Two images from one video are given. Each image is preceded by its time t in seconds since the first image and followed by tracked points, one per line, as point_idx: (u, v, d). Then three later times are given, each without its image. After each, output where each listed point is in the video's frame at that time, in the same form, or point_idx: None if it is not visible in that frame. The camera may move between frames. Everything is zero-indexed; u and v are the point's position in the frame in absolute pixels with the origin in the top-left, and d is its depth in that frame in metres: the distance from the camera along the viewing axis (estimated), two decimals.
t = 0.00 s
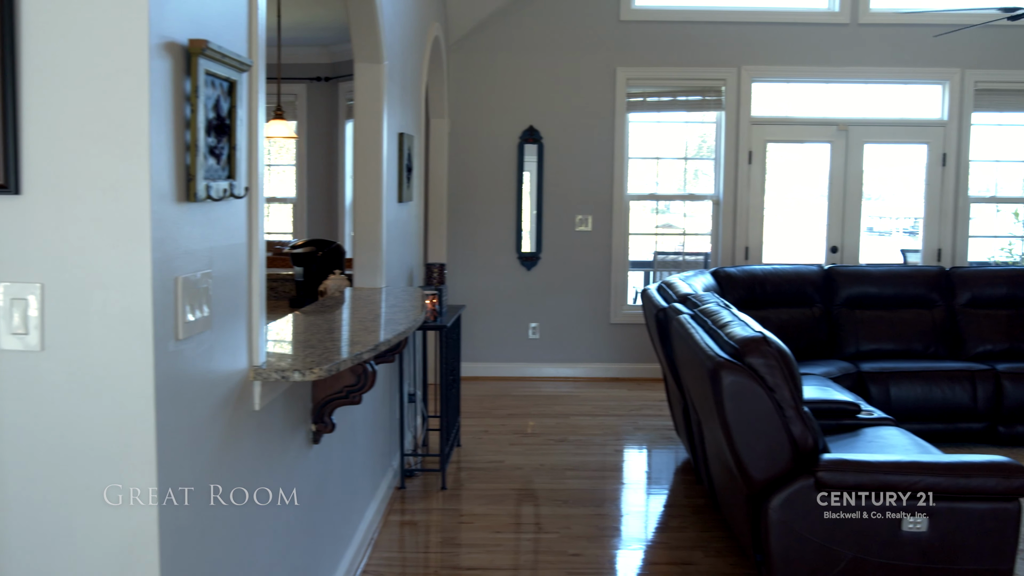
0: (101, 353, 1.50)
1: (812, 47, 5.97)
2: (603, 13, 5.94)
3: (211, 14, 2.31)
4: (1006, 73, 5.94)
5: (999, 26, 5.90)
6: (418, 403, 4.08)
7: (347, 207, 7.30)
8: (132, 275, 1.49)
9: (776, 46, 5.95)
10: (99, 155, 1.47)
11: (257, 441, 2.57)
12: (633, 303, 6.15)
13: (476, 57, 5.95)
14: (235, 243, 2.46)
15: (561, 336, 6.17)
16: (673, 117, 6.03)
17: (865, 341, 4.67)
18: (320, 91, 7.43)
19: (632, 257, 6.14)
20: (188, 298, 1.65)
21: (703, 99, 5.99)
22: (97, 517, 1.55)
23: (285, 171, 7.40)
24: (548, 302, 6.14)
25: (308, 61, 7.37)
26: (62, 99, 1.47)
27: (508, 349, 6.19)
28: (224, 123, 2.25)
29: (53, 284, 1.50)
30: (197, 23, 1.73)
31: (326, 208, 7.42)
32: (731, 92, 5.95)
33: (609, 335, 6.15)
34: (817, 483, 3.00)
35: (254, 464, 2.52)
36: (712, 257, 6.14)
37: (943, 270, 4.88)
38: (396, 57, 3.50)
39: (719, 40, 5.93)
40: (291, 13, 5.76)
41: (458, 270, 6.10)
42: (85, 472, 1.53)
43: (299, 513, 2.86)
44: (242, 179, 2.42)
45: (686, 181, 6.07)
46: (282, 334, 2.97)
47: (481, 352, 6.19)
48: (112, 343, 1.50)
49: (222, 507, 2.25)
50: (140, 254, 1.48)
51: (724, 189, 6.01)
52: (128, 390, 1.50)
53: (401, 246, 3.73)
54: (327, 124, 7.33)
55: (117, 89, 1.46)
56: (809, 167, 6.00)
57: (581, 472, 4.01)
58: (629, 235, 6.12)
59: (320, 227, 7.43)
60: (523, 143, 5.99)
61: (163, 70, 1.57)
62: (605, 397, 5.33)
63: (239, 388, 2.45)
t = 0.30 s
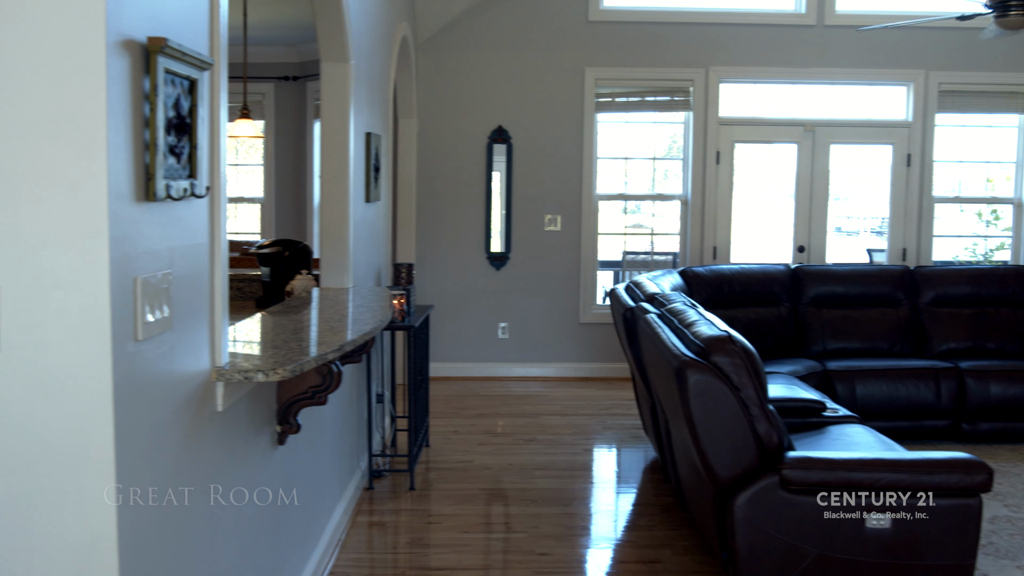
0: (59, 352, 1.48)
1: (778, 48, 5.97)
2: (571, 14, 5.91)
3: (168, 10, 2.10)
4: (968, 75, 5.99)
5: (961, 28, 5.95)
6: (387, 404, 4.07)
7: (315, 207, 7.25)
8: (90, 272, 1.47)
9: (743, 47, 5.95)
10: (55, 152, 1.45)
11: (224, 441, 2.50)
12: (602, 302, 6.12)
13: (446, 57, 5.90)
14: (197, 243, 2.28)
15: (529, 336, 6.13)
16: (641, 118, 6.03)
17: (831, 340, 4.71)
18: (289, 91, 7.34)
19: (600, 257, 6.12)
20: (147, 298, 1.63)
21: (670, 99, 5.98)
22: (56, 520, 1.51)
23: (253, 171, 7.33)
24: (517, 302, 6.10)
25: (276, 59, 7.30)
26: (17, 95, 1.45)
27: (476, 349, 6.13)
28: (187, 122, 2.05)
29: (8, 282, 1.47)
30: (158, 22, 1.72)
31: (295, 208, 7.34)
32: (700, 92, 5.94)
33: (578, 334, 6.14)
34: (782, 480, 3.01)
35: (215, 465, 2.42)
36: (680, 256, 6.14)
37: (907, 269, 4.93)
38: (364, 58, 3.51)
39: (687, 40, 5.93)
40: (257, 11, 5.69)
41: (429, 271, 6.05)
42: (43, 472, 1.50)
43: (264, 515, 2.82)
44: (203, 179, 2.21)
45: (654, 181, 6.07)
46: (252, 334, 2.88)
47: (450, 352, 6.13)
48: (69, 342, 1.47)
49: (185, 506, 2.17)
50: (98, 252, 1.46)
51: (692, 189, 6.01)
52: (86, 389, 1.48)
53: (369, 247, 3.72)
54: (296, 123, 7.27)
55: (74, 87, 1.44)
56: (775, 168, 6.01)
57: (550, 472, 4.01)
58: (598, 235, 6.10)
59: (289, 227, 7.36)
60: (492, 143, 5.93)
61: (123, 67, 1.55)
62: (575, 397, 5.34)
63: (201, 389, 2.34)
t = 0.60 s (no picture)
0: (13, 352, 1.45)
1: (745, 49, 6.00)
2: (541, 13, 5.90)
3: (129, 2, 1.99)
4: (932, 75, 6.06)
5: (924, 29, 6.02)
6: (354, 404, 4.05)
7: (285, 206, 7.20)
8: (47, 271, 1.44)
9: (710, 47, 5.97)
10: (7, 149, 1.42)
11: (188, 443, 2.42)
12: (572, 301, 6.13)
13: (417, 56, 5.87)
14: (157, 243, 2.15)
15: (500, 336, 6.10)
16: (611, 117, 6.03)
17: (799, 339, 4.74)
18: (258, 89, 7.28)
19: (570, 256, 6.12)
20: (106, 298, 1.61)
21: (639, 99, 5.99)
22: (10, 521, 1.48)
23: (222, 170, 7.26)
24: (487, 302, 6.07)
25: (245, 57, 7.23)
26: None
27: (447, 348, 6.10)
28: (147, 120, 1.94)
29: None
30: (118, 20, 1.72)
31: (264, 207, 7.28)
32: (668, 92, 5.96)
33: (549, 334, 6.13)
34: (748, 478, 3.02)
35: (175, 470, 2.32)
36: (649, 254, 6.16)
37: (873, 267, 4.98)
38: (330, 56, 3.50)
39: (655, 40, 5.95)
40: (223, 9, 5.63)
41: (400, 271, 6.01)
42: None
43: (231, 516, 2.79)
44: (164, 177, 2.10)
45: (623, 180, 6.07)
46: (220, 334, 2.81)
47: (421, 352, 6.09)
48: (25, 341, 1.45)
49: (147, 508, 2.09)
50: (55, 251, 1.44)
51: (660, 188, 6.03)
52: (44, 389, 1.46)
53: (336, 247, 3.71)
54: (264, 122, 7.21)
55: (31, 83, 1.41)
56: (742, 167, 6.05)
57: (519, 471, 4.01)
58: (568, 234, 6.09)
59: (258, 227, 7.29)
60: (461, 142, 5.91)
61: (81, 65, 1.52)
62: (545, 396, 5.35)
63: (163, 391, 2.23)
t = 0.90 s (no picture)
0: None
1: (712, 50, 6.04)
2: (510, 14, 5.90)
3: None
4: (897, 76, 6.13)
5: (887, 31, 6.09)
6: (322, 406, 4.03)
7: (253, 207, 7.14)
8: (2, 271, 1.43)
9: (677, 48, 6.01)
10: None
11: (149, 447, 2.35)
12: (541, 301, 6.12)
13: (386, 56, 5.85)
14: (117, 243, 2.06)
15: (471, 336, 6.09)
16: (580, 117, 6.03)
17: (766, 338, 4.77)
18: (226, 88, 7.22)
19: (540, 257, 6.11)
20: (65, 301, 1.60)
21: (608, 100, 6.00)
22: None
23: (189, 171, 7.19)
24: (458, 303, 6.06)
25: (212, 56, 7.16)
26: None
27: (419, 349, 6.07)
28: (106, 119, 1.86)
29: None
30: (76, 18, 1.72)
31: (232, 207, 7.22)
32: (637, 93, 5.98)
33: (520, 334, 6.13)
34: (714, 477, 3.03)
35: (134, 473, 2.24)
36: (618, 255, 6.17)
37: (839, 267, 5.02)
38: (296, 56, 3.49)
39: (624, 41, 5.97)
40: (189, 8, 5.58)
41: (371, 272, 5.98)
42: None
43: (198, 519, 2.76)
44: (125, 178, 2.03)
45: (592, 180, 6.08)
46: (187, 335, 2.75)
47: (392, 353, 6.06)
48: None
49: (107, 512, 2.02)
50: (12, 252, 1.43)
51: (629, 188, 6.05)
52: None
53: (303, 247, 3.69)
54: (232, 122, 7.15)
55: None
56: (709, 168, 6.08)
57: (488, 472, 4.00)
58: (537, 234, 6.09)
59: (226, 228, 7.23)
60: (430, 143, 5.89)
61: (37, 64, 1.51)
62: (515, 396, 5.35)
63: (124, 395, 2.14)
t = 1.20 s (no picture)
0: None
1: (680, 51, 6.06)
2: (479, 15, 5.89)
3: None
4: (863, 79, 6.19)
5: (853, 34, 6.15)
6: (290, 408, 4.01)
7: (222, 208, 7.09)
8: None
9: (646, 50, 6.03)
10: None
11: (112, 452, 2.29)
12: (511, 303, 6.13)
13: (356, 56, 5.82)
14: (77, 244, 2.01)
15: (444, 338, 6.08)
16: (550, 118, 6.04)
17: (734, 338, 4.80)
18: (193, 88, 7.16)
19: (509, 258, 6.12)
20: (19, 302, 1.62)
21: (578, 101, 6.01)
22: None
23: (156, 171, 7.12)
24: (429, 304, 6.04)
25: (181, 56, 7.10)
26: None
27: (391, 351, 6.05)
28: (65, 120, 1.83)
29: None
30: (35, 14, 1.72)
31: (201, 208, 7.15)
32: (606, 94, 6.00)
33: (491, 336, 6.12)
34: (681, 477, 3.04)
35: (98, 477, 2.20)
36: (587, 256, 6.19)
37: (806, 267, 5.06)
38: (263, 56, 3.46)
39: (593, 42, 5.98)
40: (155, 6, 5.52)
41: (343, 274, 5.95)
42: None
43: (164, 522, 2.73)
44: (86, 178, 2.00)
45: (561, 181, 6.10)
46: (155, 337, 2.68)
47: (364, 355, 6.03)
48: None
49: (67, 518, 1.96)
50: None
51: (599, 190, 6.07)
52: None
53: (271, 248, 3.67)
54: (200, 122, 7.10)
55: None
56: (677, 169, 6.11)
57: (457, 474, 4.00)
58: (507, 235, 6.09)
59: (194, 229, 7.17)
60: (400, 143, 5.87)
61: None
62: (485, 397, 5.35)
63: (85, 398, 2.08)
